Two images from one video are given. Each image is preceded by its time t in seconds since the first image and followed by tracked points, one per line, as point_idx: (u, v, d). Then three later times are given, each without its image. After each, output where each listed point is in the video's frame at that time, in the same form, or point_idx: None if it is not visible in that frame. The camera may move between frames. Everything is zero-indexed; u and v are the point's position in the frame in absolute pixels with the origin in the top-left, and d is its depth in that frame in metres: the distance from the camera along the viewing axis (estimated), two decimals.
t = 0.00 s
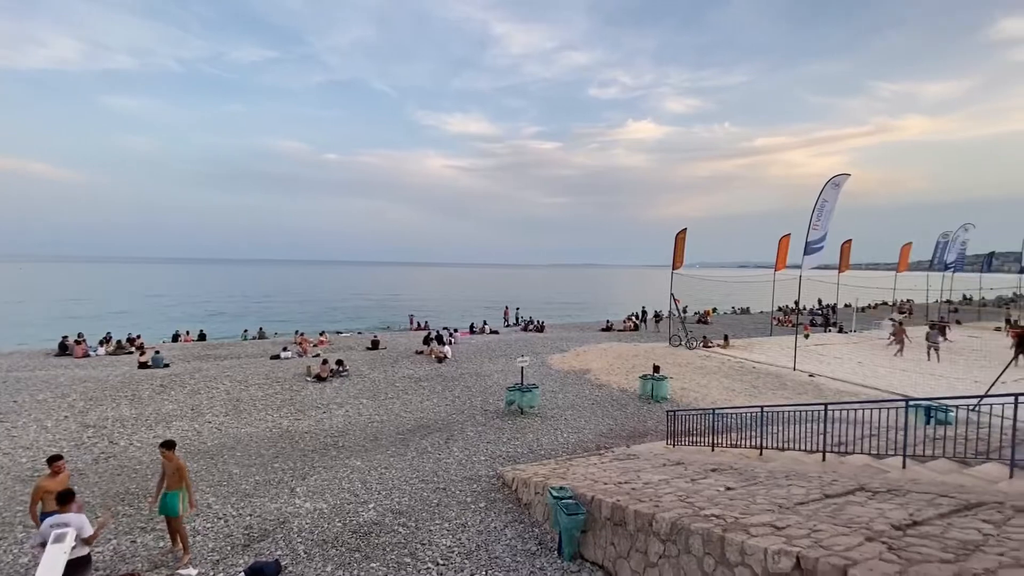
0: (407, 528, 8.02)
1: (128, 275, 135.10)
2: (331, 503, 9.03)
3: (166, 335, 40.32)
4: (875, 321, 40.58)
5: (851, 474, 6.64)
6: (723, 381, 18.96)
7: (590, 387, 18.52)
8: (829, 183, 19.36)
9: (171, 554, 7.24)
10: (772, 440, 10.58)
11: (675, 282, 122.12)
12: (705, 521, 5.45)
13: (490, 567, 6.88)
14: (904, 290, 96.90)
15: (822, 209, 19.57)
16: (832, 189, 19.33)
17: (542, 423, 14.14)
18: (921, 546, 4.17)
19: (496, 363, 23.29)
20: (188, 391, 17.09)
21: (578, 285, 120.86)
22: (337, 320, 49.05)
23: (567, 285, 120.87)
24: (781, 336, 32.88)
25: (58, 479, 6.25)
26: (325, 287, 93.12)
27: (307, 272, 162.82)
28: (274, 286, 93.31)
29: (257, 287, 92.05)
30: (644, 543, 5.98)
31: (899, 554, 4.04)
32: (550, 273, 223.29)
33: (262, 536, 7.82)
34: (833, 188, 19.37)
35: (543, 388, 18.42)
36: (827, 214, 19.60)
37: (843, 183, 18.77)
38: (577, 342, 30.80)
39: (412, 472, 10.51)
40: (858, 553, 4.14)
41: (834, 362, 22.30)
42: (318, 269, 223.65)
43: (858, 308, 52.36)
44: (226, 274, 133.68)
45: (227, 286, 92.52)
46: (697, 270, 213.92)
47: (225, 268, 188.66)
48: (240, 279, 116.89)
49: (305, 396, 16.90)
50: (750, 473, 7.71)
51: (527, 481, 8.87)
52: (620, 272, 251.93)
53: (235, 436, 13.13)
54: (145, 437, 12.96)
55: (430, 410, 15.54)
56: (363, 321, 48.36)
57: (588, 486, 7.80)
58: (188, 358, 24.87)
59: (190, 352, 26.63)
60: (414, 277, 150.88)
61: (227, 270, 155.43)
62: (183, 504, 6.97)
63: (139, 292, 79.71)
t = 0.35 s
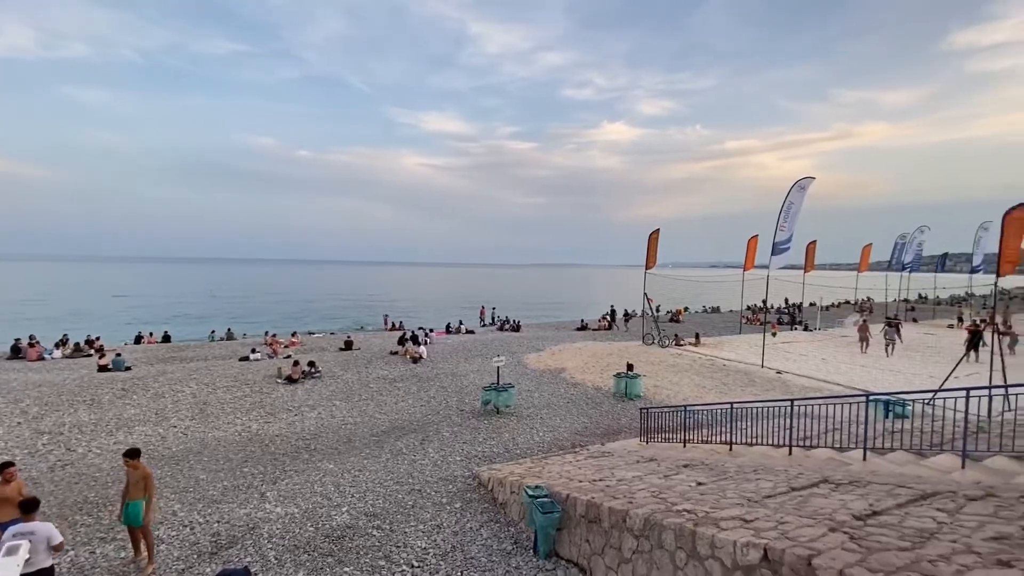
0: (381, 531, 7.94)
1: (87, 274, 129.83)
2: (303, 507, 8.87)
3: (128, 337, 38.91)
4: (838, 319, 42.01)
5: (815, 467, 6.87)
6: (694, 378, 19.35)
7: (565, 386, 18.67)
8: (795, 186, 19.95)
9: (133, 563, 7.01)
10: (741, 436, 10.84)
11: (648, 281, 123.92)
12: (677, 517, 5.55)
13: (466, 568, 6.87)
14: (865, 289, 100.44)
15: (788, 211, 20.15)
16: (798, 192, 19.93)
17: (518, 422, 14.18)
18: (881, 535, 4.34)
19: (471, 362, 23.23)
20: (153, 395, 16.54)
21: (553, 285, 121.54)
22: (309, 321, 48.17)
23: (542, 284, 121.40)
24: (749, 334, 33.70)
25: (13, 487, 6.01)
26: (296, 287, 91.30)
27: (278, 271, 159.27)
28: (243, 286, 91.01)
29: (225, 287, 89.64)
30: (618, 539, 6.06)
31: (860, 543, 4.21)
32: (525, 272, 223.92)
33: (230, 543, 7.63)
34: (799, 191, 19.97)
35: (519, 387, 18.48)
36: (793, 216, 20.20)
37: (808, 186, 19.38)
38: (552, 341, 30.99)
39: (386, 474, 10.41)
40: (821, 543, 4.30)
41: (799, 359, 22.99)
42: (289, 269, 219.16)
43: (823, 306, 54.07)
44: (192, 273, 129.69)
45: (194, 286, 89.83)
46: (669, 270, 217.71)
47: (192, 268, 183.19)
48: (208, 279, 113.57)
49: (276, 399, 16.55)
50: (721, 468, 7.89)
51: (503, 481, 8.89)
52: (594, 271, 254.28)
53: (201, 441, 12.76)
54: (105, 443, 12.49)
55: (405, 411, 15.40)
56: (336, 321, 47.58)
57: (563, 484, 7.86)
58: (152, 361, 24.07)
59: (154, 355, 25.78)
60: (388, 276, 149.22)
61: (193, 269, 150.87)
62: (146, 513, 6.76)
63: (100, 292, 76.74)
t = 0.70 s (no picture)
0: (355, 534, 7.85)
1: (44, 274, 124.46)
2: (273, 512, 8.69)
3: (89, 339, 37.43)
4: (805, 317, 43.28)
5: (783, 462, 7.06)
6: (668, 376, 19.67)
7: (541, 385, 18.76)
8: (764, 188, 20.47)
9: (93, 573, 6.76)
10: (712, 432, 11.07)
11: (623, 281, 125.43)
12: (650, 512, 5.64)
13: (441, 569, 6.84)
14: (831, 289, 103.64)
15: (757, 212, 20.66)
16: (767, 194, 20.46)
17: (494, 422, 14.18)
18: (843, 526, 4.50)
19: (447, 363, 23.12)
20: (115, 399, 15.97)
21: (529, 285, 121.85)
22: (281, 321, 47.19)
23: (519, 284, 121.60)
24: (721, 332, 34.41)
25: None
26: (268, 287, 89.37)
27: (248, 271, 155.54)
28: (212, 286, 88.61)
29: (193, 287, 87.16)
30: (592, 536, 6.12)
31: (824, 535, 4.35)
32: (501, 272, 224.07)
33: (197, 550, 7.43)
34: (767, 193, 20.49)
35: (495, 387, 18.46)
36: (762, 217, 20.71)
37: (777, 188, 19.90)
38: (528, 340, 31.08)
39: (361, 476, 10.28)
40: (787, 536, 4.42)
41: (769, 356, 23.60)
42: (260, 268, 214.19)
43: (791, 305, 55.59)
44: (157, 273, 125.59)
45: (159, 286, 87.02)
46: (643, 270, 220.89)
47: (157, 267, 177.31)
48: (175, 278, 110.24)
49: (246, 401, 16.16)
50: (692, 463, 8.05)
51: (478, 481, 8.87)
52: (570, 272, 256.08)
53: (167, 445, 12.38)
54: (63, 449, 12.01)
55: (379, 412, 15.22)
56: (309, 322, 46.74)
57: (539, 483, 7.89)
58: (114, 363, 23.21)
59: (117, 357, 24.86)
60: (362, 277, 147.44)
61: (159, 269, 146.24)
62: (108, 522, 6.52)
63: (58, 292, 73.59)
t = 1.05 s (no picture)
0: (328, 538, 7.73)
1: None
2: (243, 517, 8.49)
3: (47, 341, 35.91)
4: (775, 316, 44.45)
5: (752, 458, 7.22)
6: (642, 375, 19.95)
7: (517, 384, 18.79)
8: (735, 190, 20.93)
9: None
10: (685, 429, 11.26)
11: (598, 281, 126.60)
12: (624, 510, 5.71)
13: (416, 572, 6.78)
14: (798, 289, 106.83)
15: (728, 214, 21.11)
16: (737, 196, 20.93)
17: (470, 422, 14.15)
18: (809, 519, 4.64)
19: (423, 363, 22.95)
20: (75, 403, 15.35)
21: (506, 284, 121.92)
22: (252, 321, 46.12)
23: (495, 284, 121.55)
24: (693, 331, 35.06)
25: None
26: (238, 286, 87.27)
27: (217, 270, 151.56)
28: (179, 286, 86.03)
29: (159, 287, 84.39)
30: (568, 535, 6.16)
31: (791, 528, 4.47)
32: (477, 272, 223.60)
33: (163, 559, 7.21)
34: (738, 195, 20.96)
35: (471, 387, 18.41)
36: (733, 219, 21.18)
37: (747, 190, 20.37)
38: (505, 340, 31.09)
39: (334, 479, 10.12)
40: (756, 530, 4.53)
41: (740, 354, 24.15)
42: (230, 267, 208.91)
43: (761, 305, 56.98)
44: (121, 272, 121.15)
45: (123, 285, 84.07)
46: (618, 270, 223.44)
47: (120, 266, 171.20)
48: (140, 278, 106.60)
49: (215, 404, 15.74)
50: (665, 460, 8.18)
51: (454, 482, 8.84)
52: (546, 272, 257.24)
53: (130, 451, 11.95)
54: (18, 457, 11.49)
55: (354, 414, 15.01)
56: (281, 322, 45.83)
57: (515, 483, 7.89)
58: (74, 366, 22.32)
59: (77, 360, 23.93)
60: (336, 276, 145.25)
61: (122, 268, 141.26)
62: (66, 530, 6.27)
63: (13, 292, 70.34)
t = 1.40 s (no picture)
0: (299, 543, 7.59)
1: None
2: (209, 524, 8.27)
3: None
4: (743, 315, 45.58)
5: (721, 454, 7.40)
6: (616, 373, 20.19)
7: (492, 384, 18.78)
8: (705, 193, 21.38)
9: None
10: (657, 427, 11.43)
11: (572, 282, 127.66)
12: (598, 507, 5.77)
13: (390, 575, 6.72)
14: (766, 289, 109.77)
15: (698, 216, 21.55)
16: (707, 198, 21.37)
17: (445, 423, 14.07)
18: (774, 512, 4.78)
19: (397, 364, 22.73)
20: (28, 409, 14.66)
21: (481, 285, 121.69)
22: (220, 322, 44.89)
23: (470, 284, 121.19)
24: (665, 330, 35.70)
25: None
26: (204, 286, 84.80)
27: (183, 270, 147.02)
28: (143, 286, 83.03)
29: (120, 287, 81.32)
30: (542, 533, 6.19)
31: (758, 522, 4.60)
32: (452, 272, 222.66)
33: (123, 570, 6.96)
34: (708, 197, 21.41)
35: (446, 387, 18.32)
36: (703, 221, 21.63)
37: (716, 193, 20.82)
38: (480, 340, 31.04)
39: (305, 483, 9.93)
40: (725, 524, 4.64)
41: (710, 353, 24.67)
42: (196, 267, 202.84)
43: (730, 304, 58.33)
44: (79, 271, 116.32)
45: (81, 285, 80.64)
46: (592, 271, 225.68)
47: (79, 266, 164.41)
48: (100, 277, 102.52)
49: (180, 408, 15.26)
50: (638, 458, 8.30)
51: (428, 483, 8.79)
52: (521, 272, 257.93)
53: (88, 458, 11.48)
54: None
55: (326, 416, 14.75)
56: (250, 323, 44.72)
57: (489, 483, 7.89)
58: (28, 370, 21.31)
59: (31, 363, 22.87)
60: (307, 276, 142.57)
61: (80, 267, 135.57)
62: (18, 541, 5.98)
63: None
